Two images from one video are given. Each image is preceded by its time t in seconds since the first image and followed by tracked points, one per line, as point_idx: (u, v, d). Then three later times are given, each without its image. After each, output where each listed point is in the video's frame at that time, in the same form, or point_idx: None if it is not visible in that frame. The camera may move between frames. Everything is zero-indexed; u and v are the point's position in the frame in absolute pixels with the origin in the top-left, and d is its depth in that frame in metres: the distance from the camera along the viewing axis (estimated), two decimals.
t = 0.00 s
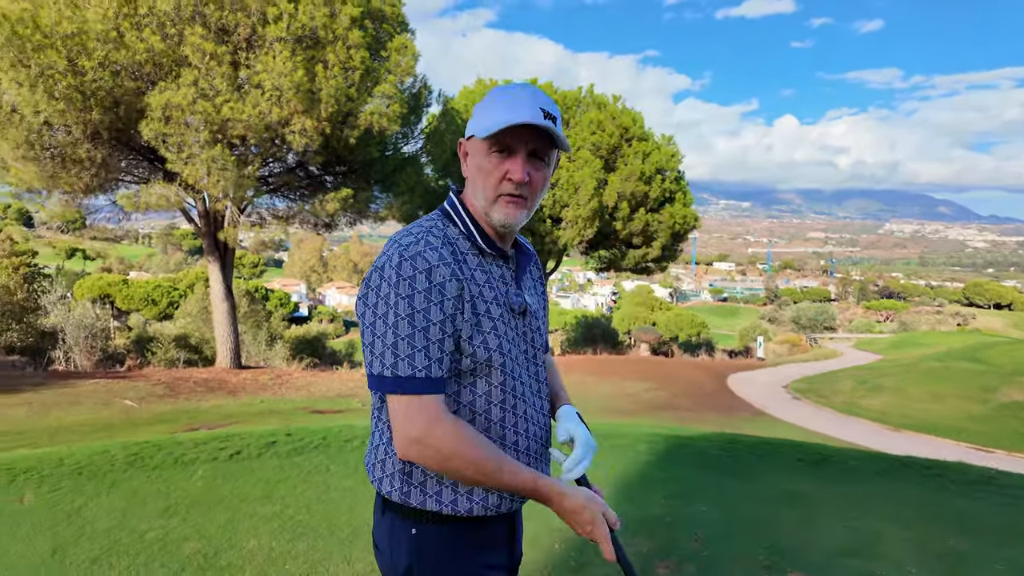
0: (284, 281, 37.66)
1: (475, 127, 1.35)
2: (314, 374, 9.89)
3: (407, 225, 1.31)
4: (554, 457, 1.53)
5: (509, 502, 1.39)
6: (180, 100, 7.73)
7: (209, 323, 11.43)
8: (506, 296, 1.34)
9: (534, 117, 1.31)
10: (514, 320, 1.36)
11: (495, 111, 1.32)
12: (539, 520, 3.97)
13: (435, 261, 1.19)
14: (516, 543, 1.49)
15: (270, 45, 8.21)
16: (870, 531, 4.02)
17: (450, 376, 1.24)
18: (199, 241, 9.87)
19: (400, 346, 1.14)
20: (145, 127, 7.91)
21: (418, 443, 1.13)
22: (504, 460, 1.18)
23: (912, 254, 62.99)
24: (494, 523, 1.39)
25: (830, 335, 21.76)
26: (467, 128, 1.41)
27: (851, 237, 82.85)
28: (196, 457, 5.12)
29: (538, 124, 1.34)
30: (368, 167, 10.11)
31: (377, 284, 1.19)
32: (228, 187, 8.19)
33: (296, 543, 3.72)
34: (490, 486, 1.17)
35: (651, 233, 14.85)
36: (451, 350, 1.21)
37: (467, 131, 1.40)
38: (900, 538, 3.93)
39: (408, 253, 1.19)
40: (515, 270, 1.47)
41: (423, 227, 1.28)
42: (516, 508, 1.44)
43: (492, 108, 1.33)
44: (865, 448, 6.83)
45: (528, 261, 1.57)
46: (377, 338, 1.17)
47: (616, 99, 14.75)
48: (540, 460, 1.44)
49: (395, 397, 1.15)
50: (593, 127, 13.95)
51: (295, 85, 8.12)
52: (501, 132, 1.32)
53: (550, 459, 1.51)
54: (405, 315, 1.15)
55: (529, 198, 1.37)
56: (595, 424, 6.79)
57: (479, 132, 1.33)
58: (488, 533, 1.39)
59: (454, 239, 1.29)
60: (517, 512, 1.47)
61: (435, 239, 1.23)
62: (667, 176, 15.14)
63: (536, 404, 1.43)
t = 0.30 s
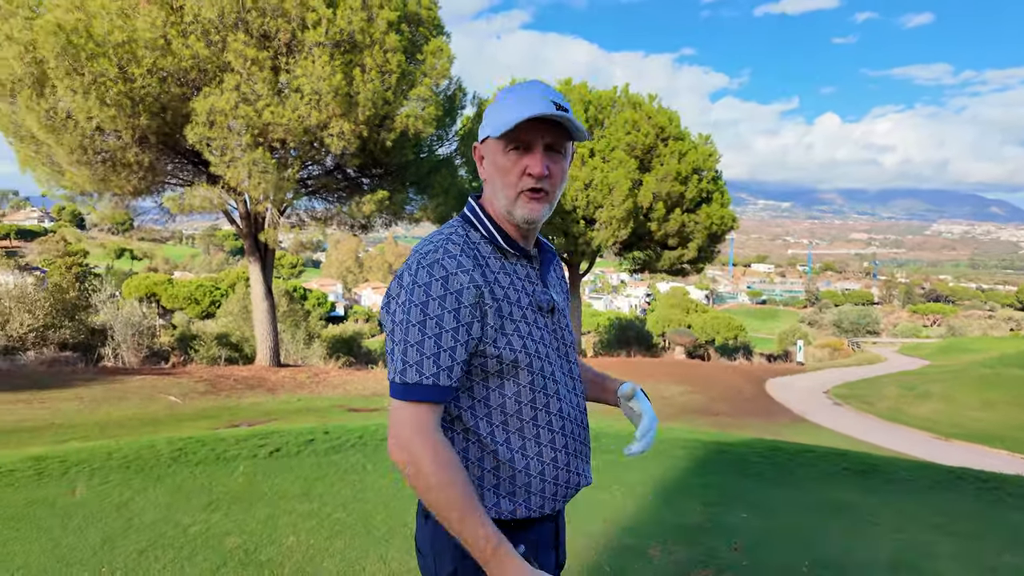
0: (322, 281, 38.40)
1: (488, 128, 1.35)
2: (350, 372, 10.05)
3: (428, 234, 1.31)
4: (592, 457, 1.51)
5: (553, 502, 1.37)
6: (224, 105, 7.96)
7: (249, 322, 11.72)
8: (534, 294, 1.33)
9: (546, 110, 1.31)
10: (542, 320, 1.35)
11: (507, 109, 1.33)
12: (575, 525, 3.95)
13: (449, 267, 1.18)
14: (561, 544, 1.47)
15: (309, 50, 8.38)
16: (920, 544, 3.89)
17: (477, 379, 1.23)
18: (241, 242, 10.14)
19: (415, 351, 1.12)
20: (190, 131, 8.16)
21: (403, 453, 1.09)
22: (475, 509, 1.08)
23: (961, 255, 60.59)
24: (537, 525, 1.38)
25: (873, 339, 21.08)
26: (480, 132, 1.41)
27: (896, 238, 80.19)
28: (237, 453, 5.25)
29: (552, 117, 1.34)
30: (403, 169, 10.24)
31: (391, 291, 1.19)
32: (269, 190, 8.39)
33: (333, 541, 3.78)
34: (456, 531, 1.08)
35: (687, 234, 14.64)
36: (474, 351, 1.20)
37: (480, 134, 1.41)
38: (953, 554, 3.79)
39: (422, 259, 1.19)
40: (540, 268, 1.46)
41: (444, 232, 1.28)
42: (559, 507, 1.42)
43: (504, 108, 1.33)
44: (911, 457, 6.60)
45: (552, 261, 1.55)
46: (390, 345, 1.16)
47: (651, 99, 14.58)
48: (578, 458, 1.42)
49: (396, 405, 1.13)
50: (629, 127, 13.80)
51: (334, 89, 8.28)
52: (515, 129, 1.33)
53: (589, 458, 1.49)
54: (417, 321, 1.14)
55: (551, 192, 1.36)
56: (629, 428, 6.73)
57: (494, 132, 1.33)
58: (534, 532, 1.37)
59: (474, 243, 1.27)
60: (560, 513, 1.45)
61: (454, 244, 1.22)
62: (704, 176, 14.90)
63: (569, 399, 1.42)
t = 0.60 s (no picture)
0: (344, 282, 38.85)
1: (556, 129, 1.31)
2: (371, 372, 10.14)
3: (432, 239, 1.32)
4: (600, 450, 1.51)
5: (571, 497, 1.37)
6: (249, 109, 8.09)
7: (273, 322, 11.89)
8: (539, 289, 1.33)
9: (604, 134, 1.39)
10: (548, 315, 1.35)
11: (572, 120, 1.33)
12: (595, 528, 3.94)
13: (453, 271, 1.18)
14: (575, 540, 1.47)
15: (332, 53, 8.47)
16: (949, 553, 3.79)
17: (488, 378, 1.23)
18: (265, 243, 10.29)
19: (421, 355, 1.12)
20: (217, 134, 8.30)
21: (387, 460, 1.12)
22: (451, 520, 1.11)
23: (993, 257, 59.00)
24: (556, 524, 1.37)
25: (902, 342, 20.62)
26: (525, 123, 1.31)
27: (926, 240, 78.41)
28: (260, 452, 5.32)
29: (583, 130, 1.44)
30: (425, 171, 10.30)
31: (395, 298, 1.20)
32: (292, 192, 8.51)
33: (353, 540, 3.83)
34: (426, 546, 1.11)
35: (710, 235, 14.49)
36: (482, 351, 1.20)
37: (536, 135, 1.30)
38: (984, 564, 3.69)
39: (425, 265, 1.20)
40: (541, 265, 1.45)
41: (449, 236, 1.28)
42: (578, 501, 1.42)
43: (575, 115, 1.34)
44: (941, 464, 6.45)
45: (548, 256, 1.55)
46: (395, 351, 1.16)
47: (674, 99, 14.46)
48: (591, 449, 1.43)
49: (396, 412, 1.13)
50: (651, 127, 13.70)
51: (357, 92, 8.36)
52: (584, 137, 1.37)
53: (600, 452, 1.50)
54: (423, 325, 1.14)
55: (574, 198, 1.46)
56: (649, 431, 6.67)
57: (570, 137, 1.30)
58: (555, 530, 1.37)
59: (480, 245, 1.27)
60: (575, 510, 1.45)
61: (459, 247, 1.23)
62: (727, 176, 14.72)
63: (580, 391, 1.42)
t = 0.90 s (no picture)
0: (360, 283, 39.09)
1: (598, 143, 1.33)
2: (386, 372, 10.19)
3: (461, 230, 1.29)
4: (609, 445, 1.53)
5: (590, 494, 1.39)
6: (267, 111, 8.18)
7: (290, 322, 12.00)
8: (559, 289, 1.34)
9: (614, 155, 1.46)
10: (568, 313, 1.36)
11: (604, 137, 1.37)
12: (610, 530, 3.92)
13: (495, 267, 1.16)
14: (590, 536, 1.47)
15: (349, 56, 8.53)
16: (971, 560, 3.72)
17: (522, 378, 1.22)
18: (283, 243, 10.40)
19: (463, 356, 1.11)
20: (235, 136, 8.41)
21: (424, 460, 1.12)
22: (489, 523, 1.12)
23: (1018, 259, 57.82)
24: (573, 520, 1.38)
25: (924, 346, 20.27)
26: (573, 127, 1.29)
27: (948, 241, 77.06)
28: (277, 450, 5.38)
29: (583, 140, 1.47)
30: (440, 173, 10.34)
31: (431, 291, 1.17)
32: (309, 193, 8.60)
33: (368, 539, 3.85)
34: (464, 547, 1.12)
35: (726, 236, 14.36)
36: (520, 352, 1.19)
37: (577, 146, 1.29)
38: (1007, 572, 3.62)
39: (465, 259, 1.17)
40: (551, 264, 1.45)
41: (480, 229, 1.25)
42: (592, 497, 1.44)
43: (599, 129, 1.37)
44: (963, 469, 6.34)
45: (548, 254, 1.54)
46: (432, 348, 1.14)
47: (690, 99, 14.37)
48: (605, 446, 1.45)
49: (436, 412, 1.12)
50: (667, 128, 13.61)
51: (373, 94, 8.42)
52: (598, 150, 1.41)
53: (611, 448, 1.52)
54: (466, 325, 1.13)
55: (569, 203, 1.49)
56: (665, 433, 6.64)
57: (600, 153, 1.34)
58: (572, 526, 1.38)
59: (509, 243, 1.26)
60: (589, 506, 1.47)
61: (497, 243, 1.20)
62: (744, 177, 14.59)
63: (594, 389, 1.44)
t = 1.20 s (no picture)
0: (371, 283, 39.26)
1: (619, 139, 1.23)
2: (396, 373, 10.22)
3: (484, 228, 1.18)
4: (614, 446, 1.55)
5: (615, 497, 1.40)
6: (278, 113, 8.23)
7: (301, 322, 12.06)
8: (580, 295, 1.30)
9: (642, 155, 1.35)
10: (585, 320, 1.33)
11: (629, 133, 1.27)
12: (621, 532, 3.90)
13: (545, 272, 1.09)
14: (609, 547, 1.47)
15: (360, 58, 8.57)
16: (989, 567, 3.67)
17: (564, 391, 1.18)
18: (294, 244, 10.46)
19: (528, 374, 1.04)
20: (247, 138, 8.48)
21: (501, 490, 1.03)
22: (580, 545, 1.08)
23: None
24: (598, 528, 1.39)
25: (939, 348, 20.01)
26: (591, 119, 1.21)
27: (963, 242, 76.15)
28: (288, 450, 5.41)
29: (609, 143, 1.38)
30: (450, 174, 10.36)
31: (477, 301, 1.07)
32: (320, 194, 8.65)
33: (378, 539, 3.86)
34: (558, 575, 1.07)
35: (738, 237, 14.28)
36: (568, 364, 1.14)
37: (596, 141, 1.20)
38: None
39: (511, 262, 1.08)
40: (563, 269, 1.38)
41: (509, 229, 1.16)
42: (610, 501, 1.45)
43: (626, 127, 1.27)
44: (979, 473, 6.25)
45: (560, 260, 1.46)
46: (492, 368, 1.05)
47: (701, 99, 14.30)
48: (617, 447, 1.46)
49: (507, 440, 1.04)
50: (678, 128, 13.56)
51: (383, 95, 8.45)
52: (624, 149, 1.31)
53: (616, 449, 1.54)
54: (526, 340, 1.05)
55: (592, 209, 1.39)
56: (676, 434, 6.60)
57: (624, 150, 1.24)
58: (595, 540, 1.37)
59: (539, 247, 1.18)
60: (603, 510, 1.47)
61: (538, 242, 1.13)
62: (756, 177, 14.50)
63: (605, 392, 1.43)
